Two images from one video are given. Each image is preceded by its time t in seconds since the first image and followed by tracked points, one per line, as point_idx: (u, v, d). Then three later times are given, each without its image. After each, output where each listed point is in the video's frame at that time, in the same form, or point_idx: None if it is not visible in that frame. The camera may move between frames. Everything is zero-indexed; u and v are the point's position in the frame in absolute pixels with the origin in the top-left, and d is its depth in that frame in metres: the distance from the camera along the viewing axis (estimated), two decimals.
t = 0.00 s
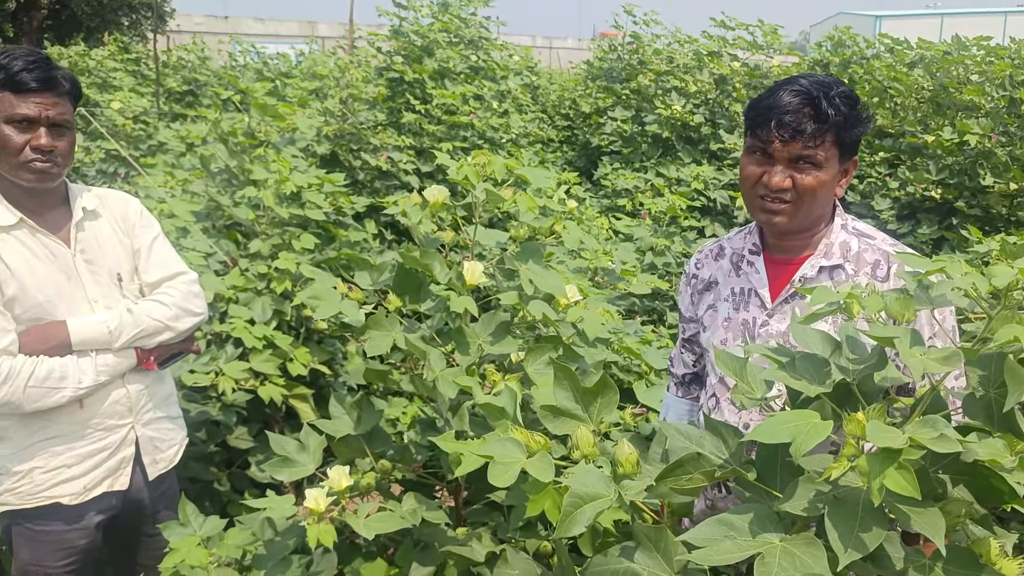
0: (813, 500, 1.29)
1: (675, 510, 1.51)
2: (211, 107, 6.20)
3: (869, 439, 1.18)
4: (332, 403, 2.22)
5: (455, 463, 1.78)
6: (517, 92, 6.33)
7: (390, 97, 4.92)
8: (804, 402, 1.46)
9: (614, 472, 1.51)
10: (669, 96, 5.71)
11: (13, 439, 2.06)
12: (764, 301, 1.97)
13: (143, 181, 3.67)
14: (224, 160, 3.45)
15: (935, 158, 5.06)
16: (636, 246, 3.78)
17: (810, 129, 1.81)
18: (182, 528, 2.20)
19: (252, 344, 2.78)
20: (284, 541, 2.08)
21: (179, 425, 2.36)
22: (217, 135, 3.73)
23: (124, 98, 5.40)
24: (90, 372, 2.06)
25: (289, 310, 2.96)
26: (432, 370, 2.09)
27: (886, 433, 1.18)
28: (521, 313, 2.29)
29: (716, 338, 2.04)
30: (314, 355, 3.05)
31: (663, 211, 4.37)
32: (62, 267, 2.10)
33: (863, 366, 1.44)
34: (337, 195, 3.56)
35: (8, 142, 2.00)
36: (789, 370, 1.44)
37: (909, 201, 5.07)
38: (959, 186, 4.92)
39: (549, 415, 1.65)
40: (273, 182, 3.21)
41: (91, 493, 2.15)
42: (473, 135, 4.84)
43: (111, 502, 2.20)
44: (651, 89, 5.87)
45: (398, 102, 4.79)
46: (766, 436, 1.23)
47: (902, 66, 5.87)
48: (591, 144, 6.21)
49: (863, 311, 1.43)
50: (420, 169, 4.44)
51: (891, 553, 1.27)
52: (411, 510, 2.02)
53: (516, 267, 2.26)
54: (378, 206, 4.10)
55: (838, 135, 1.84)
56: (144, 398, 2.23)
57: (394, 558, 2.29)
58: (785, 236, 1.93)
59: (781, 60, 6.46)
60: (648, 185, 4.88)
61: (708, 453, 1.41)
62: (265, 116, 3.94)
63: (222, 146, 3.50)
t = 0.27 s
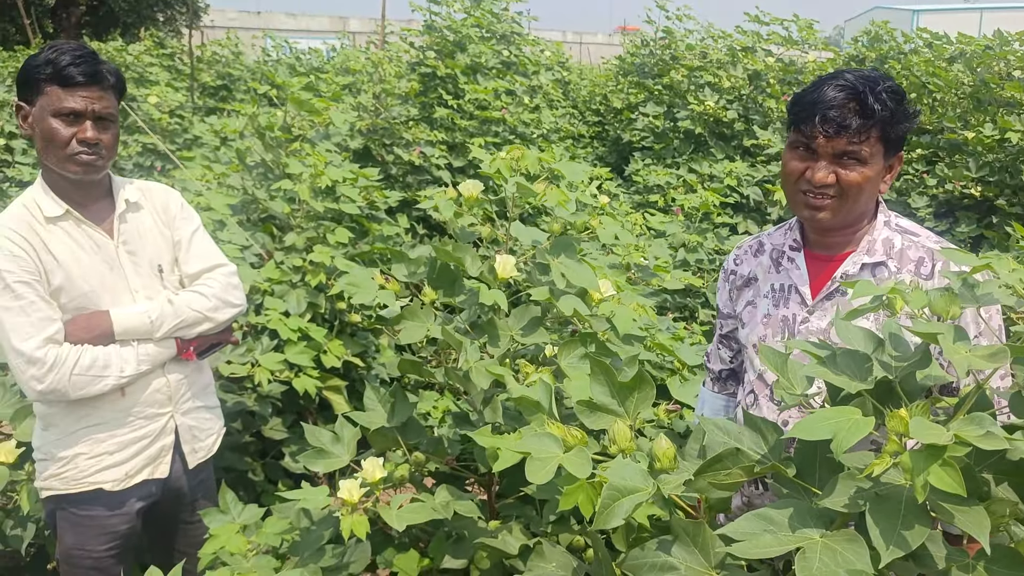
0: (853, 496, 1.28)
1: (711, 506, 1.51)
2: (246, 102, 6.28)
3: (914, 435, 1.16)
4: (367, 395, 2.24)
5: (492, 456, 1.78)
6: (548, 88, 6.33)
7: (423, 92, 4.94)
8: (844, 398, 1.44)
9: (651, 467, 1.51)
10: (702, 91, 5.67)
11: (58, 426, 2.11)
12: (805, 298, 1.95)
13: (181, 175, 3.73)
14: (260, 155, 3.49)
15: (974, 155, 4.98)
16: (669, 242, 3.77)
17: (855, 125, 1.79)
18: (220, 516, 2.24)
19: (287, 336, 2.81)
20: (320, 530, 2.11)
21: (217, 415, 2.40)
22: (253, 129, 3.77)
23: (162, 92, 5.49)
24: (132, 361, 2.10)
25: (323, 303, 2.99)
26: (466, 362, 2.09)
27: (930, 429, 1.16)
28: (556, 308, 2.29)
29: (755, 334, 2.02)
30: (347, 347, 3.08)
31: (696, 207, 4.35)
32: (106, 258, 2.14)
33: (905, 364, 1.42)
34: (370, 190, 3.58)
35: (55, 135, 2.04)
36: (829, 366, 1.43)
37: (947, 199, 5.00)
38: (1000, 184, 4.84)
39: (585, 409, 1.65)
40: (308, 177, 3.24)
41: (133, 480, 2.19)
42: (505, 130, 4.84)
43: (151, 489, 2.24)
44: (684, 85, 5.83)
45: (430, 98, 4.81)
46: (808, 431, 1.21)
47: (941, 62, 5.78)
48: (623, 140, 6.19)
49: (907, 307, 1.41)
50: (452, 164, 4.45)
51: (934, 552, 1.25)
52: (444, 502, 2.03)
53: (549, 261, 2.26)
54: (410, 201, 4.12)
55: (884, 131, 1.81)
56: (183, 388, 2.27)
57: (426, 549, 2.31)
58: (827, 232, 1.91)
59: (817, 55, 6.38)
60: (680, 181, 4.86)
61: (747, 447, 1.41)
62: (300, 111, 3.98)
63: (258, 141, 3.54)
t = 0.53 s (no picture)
0: (880, 497, 1.26)
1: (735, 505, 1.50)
2: (271, 101, 6.35)
3: (942, 437, 1.15)
4: (390, 391, 2.26)
5: (515, 452, 1.79)
6: (571, 87, 6.33)
7: (447, 91, 4.96)
8: (872, 399, 1.42)
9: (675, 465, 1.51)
10: (726, 91, 5.64)
11: (88, 418, 2.14)
12: (833, 299, 1.94)
13: (208, 172, 3.77)
14: (286, 152, 3.52)
15: (1003, 156, 4.91)
16: (692, 242, 3.76)
17: (888, 123, 1.77)
18: (245, 509, 2.27)
19: (311, 332, 2.83)
20: (343, 524, 2.12)
21: (242, 409, 2.43)
22: (278, 127, 3.80)
23: (188, 90, 5.55)
24: (160, 355, 2.13)
25: (346, 299, 3.01)
26: (490, 358, 2.10)
27: (960, 431, 1.14)
28: (579, 306, 2.28)
29: (781, 334, 2.01)
30: (370, 344, 3.09)
31: (719, 208, 4.34)
32: (136, 253, 2.18)
33: (933, 365, 1.40)
34: (394, 188, 3.60)
35: (88, 130, 2.08)
36: (857, 366, 1.41)
37: (975, 200, 4.94)
38: None
39: (609, 407, 1.65)
40: (333, 174, 3.26)
41: (160, 472, 2.22)
42: (530, 130, 4.76)
43: (177, 481, 2.27)
44: (708, 84, 5.80)
45: (454, 97, 4.83)
46: (834, 432, 1.20)
47: (970, 62, 5.71)
48: (646, 139, 6.18)
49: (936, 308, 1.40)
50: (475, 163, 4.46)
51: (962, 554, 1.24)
52: (467, 496, 2.04)
53: (574, 258, 2.27)
54: (433, 199, 4.14)
55: (917, 130, 1.80)
56: (209, 382, 2.31)
57: (447, 545, 2.31)
58: (856, 232, 1.89)
59: (843, 55, 6.32)
60: (703, 181, 4.84)
61: (773, 448, 1.41)
62: (325, 109, 4.01)
63: (284, 138, 3.57)
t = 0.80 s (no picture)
0: (902, 501, 1.27)
1: (753, 506, 1.50)
2: (288, 97, 6.38)
3: (965, 443, 1.15)
4: (407, 388, 2.27)
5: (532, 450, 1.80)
6: (587, 85, 6.31)
7: (463, 88, 4.97)
8: (893, 401, 1.42)
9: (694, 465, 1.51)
10: (743, 89, 5.61)
11: (109, 411, 2.17)
12: (851, 299, 1.93)
13: (225, 167, 3.79)
14: (303, 148, 3.54)
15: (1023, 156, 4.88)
16: (708, 241, 3.75)
17: (912, 120, 1.77)
18: (263, 502, 2.29)
19: (328, 328, 2.85)
20: (359, 520, 2.14)
21: (260, 404, 2.45)
22: (295, 122, 3.82)
23: (205, 86, 5.58)
24: (180, 350, 2.15)
25: (363, 296, 3.03)
26: (509, 356, 2.10)
27: (982, 437, 1.14)
28: (596, 304, 2.28)
29: (798, 334, 2.00)
30: (385, 340, 3.11)
31: (735, 207, 4.33)
32: (157, 248, 2.20)
33: (955, 368, 1.38)
34: (410, 184, 3.61)
35: (112, 126, 2.10)
36: (878, 369, 1.41)
37: (994, 201, 4.91)
38: None
39: (628, 406, 1.65)
40: (350, 171, 3.27)
41: (179, 466, 2.24)
42: (544, 126, 4.82)
43: (196, 476, 2.30)
44: (724, 82, 5.77)
45: (470, 94, 4.84)
46: (856, 436, 1.19)
47: (990, 61, 5.66)
48: (661, 137, 6.17)
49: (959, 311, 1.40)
50: (491, 160, 4.47)
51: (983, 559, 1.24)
52: (483, 493, 2.04)
53: (592, 257, 2.27)
54: (449, 196, 4.15)
55: (940, 128, 1.79)
56: (228, 377, 2.33)
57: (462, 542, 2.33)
58: (877, 231, 1.89)
59: (861, 53, 6.28)
60: (719, 180, 4.83)
61: (791, 449, 1.42)
62: (342, 106, 4.02)
63: (302, 134, 3.59)
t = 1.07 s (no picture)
0: (912, 498, 1.26)
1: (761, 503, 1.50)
2: (295, 94, 6.41)
3: (975, 441, 1.15)
4: (415, 384, 2.27)
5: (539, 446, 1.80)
6: (594, 83, 6.32)
7: (470, 86, 4.98)
8: (900, 400, 1.42)
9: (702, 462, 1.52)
10: (750, 88, 5.60)
11: (119, 405, 2.18)
12: (852, 294, 1.93)
13: (234, 164, 3.81)
14: (311, 145, 3.55)
15: None
16: (714, 239, 3.76)
17: (909, 116, 1.77)
18: (272, 497, 2.30)
19: (336, 324, 2.86)
20: (368, 515, 2.15)
21: (270, 399, 2.47)
22: (304, 119, 3.83)
23: (214, 83, 5.61)
24: (191, 344, 2.17)
25: (371, 293, 3.04)
26: (519, 352, 2.10)
27: (993, 435, 1.15)
28: (604, 301, 2.29)
29: (801, 331, 2.01)
30: (393, 337, 3.12)
31: (742, 205, 4.34)
32: (168, 243, 2.21)
33: (963, 366, 1.39)
34: (418, 181, 3.62)
35: (124, 122, 2.12)
36: (886, 367, 1.40)
37: (1002, 200, 4.91)
38: None
39: (635, 402, 1.66)
40: (358, 168, 3.28)
41: (189, 461, 2.25)
42: (551, 124, 4.83)
43: (206, 470, 2.31)
44: (731, 81, 5.77)
45: (477, 91, 4.85)
46: (866, 435, 1.20)
47: (998, 61, 5.65)
48: (668, 136, 6.18)
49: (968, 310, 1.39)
50: (498, 158, 4.48)
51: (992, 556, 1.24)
52: (491, 489, 2.05)
53: (600, 255, 2.29)
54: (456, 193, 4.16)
55: (937, 124, 1.79)
56: (238, 372, 2.34)
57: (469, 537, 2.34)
58: (877, 227, 1.89)
59: (869, 52, 6.27)
60: (726, 179, 4.84)
61: (799, 446, 1.40)
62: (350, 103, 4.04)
63: (310, 131, 3.60)
